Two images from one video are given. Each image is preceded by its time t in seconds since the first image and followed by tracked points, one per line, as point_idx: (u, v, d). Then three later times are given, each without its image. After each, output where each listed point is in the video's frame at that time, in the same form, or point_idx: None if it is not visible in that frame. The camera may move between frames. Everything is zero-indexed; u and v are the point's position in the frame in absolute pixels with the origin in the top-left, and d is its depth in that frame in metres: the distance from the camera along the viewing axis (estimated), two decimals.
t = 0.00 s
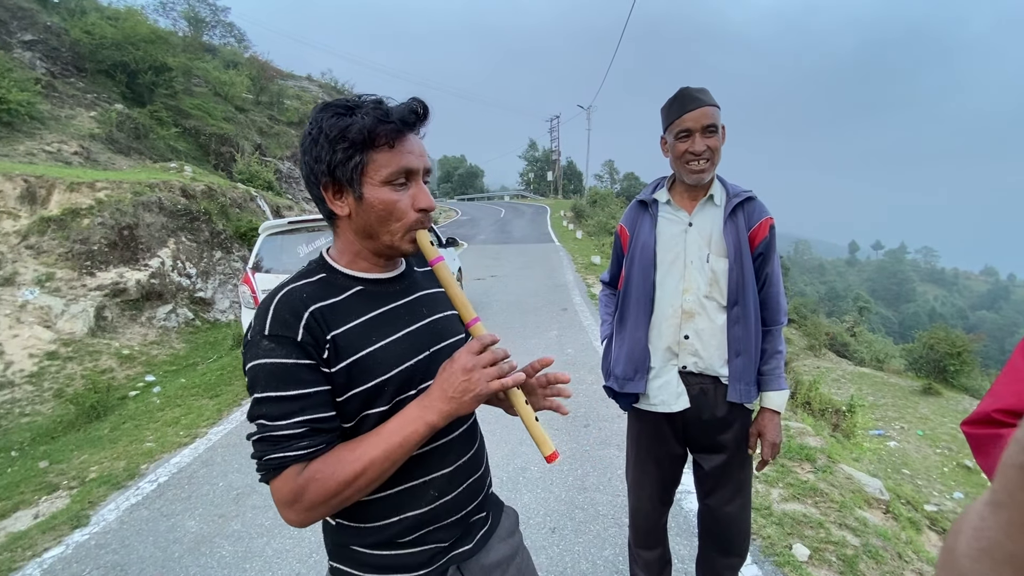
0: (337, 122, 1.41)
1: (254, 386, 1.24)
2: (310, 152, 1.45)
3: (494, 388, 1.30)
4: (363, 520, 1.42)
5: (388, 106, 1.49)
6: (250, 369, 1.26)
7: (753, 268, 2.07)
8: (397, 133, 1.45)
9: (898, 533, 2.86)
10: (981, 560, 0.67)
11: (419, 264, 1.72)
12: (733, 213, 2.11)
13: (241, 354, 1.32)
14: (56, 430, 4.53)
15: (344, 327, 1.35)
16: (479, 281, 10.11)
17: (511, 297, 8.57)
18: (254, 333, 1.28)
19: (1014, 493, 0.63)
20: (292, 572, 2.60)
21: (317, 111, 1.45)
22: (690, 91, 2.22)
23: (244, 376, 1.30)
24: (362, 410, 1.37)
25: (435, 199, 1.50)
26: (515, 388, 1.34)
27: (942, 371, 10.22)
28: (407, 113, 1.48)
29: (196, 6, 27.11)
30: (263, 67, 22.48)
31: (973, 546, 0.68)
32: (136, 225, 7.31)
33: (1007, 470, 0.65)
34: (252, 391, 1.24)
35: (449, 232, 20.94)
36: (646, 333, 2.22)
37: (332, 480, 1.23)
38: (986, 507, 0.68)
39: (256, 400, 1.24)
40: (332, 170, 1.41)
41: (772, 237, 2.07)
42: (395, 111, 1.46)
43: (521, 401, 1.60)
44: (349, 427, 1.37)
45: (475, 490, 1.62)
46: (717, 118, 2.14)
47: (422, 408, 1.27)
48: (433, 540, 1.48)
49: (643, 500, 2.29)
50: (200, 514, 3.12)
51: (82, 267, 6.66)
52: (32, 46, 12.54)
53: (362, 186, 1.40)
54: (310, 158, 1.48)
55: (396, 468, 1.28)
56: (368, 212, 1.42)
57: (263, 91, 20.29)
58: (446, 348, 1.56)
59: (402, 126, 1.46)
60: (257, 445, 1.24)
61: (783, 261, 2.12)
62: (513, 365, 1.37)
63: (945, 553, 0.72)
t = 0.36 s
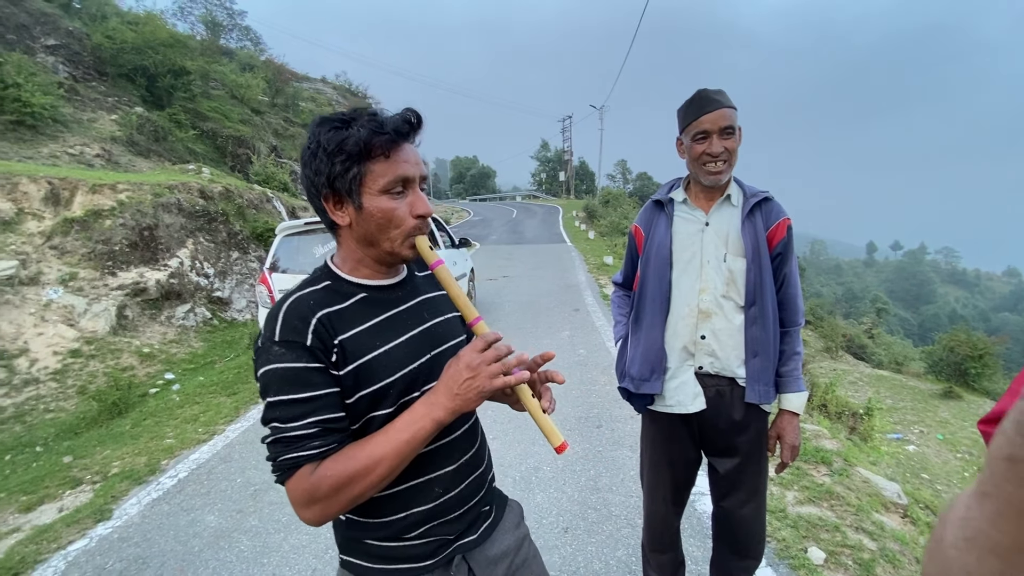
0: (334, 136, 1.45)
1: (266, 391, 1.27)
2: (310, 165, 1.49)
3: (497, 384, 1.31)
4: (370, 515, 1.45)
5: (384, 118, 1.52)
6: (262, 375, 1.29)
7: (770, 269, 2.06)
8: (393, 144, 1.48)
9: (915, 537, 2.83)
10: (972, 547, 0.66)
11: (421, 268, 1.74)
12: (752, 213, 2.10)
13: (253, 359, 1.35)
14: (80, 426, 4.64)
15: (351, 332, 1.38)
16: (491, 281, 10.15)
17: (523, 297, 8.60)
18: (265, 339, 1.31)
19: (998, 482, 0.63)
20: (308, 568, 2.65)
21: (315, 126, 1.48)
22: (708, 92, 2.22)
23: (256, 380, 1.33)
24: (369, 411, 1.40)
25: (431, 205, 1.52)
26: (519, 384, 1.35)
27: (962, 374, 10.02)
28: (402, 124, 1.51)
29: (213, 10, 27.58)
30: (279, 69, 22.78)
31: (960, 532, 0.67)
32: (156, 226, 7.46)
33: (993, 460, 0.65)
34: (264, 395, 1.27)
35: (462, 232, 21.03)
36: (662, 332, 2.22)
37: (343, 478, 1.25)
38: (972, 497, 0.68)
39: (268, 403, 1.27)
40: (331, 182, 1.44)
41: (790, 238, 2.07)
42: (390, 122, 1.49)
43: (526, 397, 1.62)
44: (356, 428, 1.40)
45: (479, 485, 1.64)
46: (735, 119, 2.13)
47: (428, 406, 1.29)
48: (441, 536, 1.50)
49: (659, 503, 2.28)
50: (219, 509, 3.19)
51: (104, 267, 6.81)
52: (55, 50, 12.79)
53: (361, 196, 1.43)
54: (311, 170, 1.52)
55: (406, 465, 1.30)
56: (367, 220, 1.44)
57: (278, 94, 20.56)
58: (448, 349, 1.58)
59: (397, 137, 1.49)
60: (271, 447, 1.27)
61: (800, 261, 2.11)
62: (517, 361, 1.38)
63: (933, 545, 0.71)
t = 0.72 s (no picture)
0: (357, 138, 1.50)
1: (289, 378, 1.33)
2: (334, 167, 1.54)
3: (508, 376, 1.32)
4: (384, 505, 1.49)
5: (404, 122, 1.57)
6: (286, 363, 1.35)
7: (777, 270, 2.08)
8: (412, 144, 1.52)
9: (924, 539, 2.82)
10: (949, 540, 0.67)
11: (440, 268, 1.77)
12: (757, 216, 2.11)
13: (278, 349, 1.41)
14: (95, 423, 4.73)
15: (369, 325, 1.42)
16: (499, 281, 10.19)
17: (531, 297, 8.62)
18: (290, 330, 1.37)
19: (971, 478, 0.65)
20: (318, 563, 2.69)
21: (340, 130, 1.54)
22: (704, 97, 2.24)
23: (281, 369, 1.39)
24: (384, 402, 1.43)
25: (447, 203, 1.55)
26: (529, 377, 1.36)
27: (975, 376, 9.89)
28: (422, 126, 1.56)
29: (225, 13, 27.89)
30: (289, 71, 23.00)
31: (938, 529, 0.69)
32: (169, 226, 7.57)
33: (966, 456, 0.67)
34: (287, 382, 1.33)
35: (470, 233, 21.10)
36: (668, 332, 2.24)
37: (359, 462, 1.29)
38: (946, 492, 0.70)
39: (291, 389, 1.33)
40: (354, 181, 1.49)
41: (796, 239, 2.08)
42: (409, 125, 1.54)
43: (535, 392, 1.65)
44: (373, 417, 1.44)
45: (490, 483, 1.66)
46: (729, 125, 2.13)
47: (441, 397, 1.32)
48: (450, 529, 1.53)
49: (665, 502, 2.30)
50: (231, 505, 3.24)
51: (118, 267, 6.92)
52: (71, 54, 13.00)
53: (381, 194, 1.48)
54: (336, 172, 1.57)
55: (420, 453, 1.33)
56: (387, 217, 1.48)
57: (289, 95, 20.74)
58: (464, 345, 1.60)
59: (416, 138, 1.53)
60: (293, 431, 1.33)
61: (807, 261, 2.12)
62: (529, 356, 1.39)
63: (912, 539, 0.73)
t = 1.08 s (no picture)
0: (384, 138, 1.52)
1: (310, 372, 1.36)
2: (362, 166, 1.57)
3: (521, 378, 1.31)
4: (406, 502, 1.51)
5: (430, 122, 1.58)
6: (307, 358, 1.39)
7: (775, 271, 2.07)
8: (436, 146, 1.53)
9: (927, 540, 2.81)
10: (955, 543, 0.67)
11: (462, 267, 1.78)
12: (755, 216, 2.11)
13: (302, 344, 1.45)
14: (99, 421, 4.76)
15: (388, 321, 1.44)
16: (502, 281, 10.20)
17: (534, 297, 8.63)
18: (311, 326, 1.41)
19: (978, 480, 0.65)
20: (321, 562, 2.70)
21: (368, 130, 1.57)
22: (699, 100, 2.25)
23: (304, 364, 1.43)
24: (402, 399, 1.44)
25: (469, 204, 1.56)
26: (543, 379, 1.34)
27: (980, 377, 9.84)
28: (447, 128, 1.56)
29: (229, 14, 28.01)
30: (293, 71, 23.08)
31: (943, 531, 0.69)
32: (173, 226, 7.60)
33: (973, 459, 0.67)
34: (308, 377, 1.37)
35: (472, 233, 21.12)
36: (665, 334, 2.24)
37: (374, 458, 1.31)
38: (953, 495, 0.70)
39: (312, 384, 1.36)
40: (379, 182, 1.51)
41: (795, 240, 2.07)
42: (434, 126, 1.55)
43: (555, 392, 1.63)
44: (392, 412, 1.45)
45: (513, 483, 1.65)
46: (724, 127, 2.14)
47: (455, 395, 1.32)
48: (472, 528, 1.53)
49: (665, 504, 2.30)
50: (234, 504, 3.26)
51: (123, 266, 6.96)
52: (76, 55, 13.07)
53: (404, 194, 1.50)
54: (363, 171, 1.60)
55: (434, 451, 1.34)
56: (409, 217, 1.50)
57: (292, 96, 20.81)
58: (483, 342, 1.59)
59: (441, 139, 1.54)
60: (314, 425, 1.36)
61: (806, 260, 2.11)
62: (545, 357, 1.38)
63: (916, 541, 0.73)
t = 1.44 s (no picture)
0: (420, 126, 1.51)
1: (338, 363, 1.34)
2: (394, 153, 1.55)
3: (560, 374, 1.31)
4: (429, 502, 1.49)
5: (465, 113, 1.57)
6: (334, 348, 1.37)
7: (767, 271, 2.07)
8: (473, 136, 1.52)
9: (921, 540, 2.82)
10: (955, 545, 0.67)
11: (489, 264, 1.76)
12: (749, 218, 2.12)
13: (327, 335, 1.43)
14: (92, 423, 4.72)
15: (418, 314, 1.43)
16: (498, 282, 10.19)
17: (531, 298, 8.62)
18: (340, 315, 1.39)
19: (980, 481, 0.65)
20: (315, 564, 2.69)
21: (402, 117, 1.55)
22: (691, 102, 2.25)
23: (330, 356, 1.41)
24: (429, 395, 1.44)
25: (504, 197, 1.56)
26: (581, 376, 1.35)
27: (972, 378, 9.91)
28: (483, 118, 1.56)
29: (224, 13, 27.92)
30: (288, 71, 23.03)
31: (943, 531, 0.69)
32: (167, 226, 7.55)
33: (974, 460, 0.66)
34: (336, 369, 1.35)
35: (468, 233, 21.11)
36: (659, 336, 2.25)
37: (406, 453, 1.30)
38: (953, 496, 0.69)
39: (340, 375, 1.34)
40: (413, 169, 1.50)
41: (788, 242, 2.07)
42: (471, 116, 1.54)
43: (587, 392, 1.63)
44: (418, 409, 1.44)
45: (536, 484, 1.65)
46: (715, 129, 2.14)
47: (492, 391, 1.31)
48: (494, 528, 1.52)
49: (660, 506, 2.29)
50: (228, 505, 3.24)
51: (116, 266, 6.91)
52: (69, 53, 12.99)
53: (440, 183, 1.49)
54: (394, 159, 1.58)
55: (468, 447, 1.33)
56: (443, 207, 1.50)
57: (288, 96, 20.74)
58: (512, 339, 1.59)
59: (477, 130, 1.53)
60: (339, 418, 1.34)
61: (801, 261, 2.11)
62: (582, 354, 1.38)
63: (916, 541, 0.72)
